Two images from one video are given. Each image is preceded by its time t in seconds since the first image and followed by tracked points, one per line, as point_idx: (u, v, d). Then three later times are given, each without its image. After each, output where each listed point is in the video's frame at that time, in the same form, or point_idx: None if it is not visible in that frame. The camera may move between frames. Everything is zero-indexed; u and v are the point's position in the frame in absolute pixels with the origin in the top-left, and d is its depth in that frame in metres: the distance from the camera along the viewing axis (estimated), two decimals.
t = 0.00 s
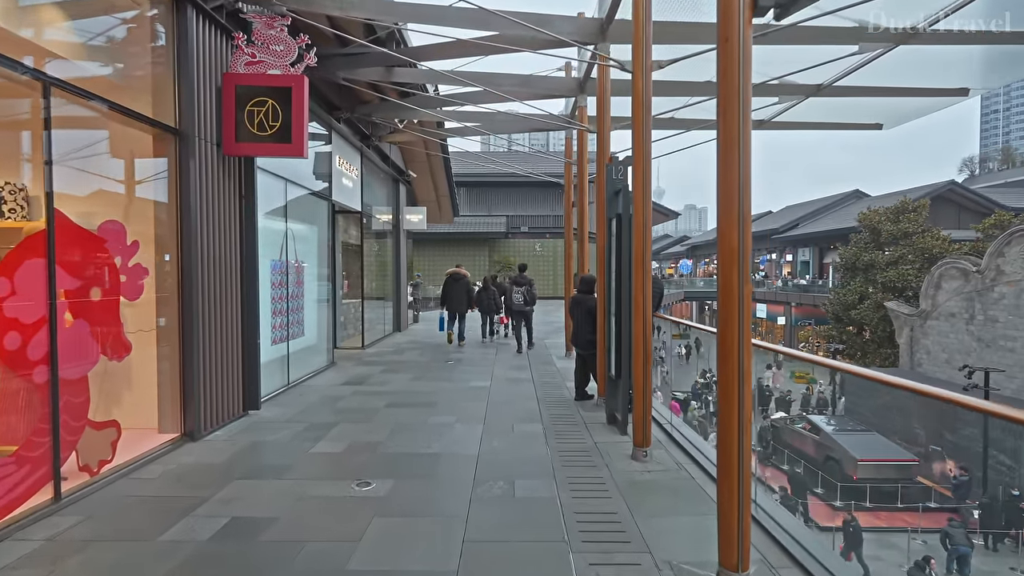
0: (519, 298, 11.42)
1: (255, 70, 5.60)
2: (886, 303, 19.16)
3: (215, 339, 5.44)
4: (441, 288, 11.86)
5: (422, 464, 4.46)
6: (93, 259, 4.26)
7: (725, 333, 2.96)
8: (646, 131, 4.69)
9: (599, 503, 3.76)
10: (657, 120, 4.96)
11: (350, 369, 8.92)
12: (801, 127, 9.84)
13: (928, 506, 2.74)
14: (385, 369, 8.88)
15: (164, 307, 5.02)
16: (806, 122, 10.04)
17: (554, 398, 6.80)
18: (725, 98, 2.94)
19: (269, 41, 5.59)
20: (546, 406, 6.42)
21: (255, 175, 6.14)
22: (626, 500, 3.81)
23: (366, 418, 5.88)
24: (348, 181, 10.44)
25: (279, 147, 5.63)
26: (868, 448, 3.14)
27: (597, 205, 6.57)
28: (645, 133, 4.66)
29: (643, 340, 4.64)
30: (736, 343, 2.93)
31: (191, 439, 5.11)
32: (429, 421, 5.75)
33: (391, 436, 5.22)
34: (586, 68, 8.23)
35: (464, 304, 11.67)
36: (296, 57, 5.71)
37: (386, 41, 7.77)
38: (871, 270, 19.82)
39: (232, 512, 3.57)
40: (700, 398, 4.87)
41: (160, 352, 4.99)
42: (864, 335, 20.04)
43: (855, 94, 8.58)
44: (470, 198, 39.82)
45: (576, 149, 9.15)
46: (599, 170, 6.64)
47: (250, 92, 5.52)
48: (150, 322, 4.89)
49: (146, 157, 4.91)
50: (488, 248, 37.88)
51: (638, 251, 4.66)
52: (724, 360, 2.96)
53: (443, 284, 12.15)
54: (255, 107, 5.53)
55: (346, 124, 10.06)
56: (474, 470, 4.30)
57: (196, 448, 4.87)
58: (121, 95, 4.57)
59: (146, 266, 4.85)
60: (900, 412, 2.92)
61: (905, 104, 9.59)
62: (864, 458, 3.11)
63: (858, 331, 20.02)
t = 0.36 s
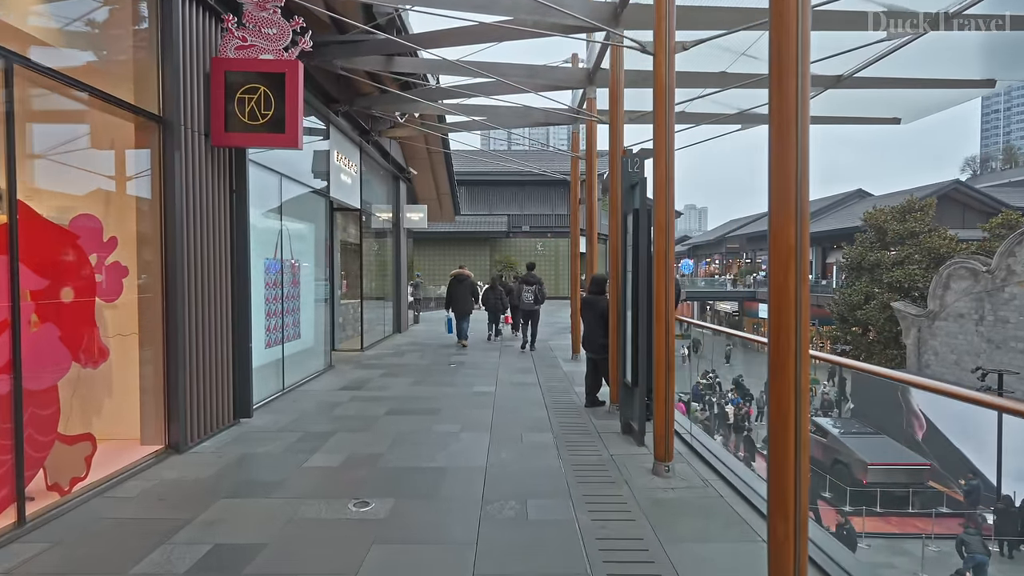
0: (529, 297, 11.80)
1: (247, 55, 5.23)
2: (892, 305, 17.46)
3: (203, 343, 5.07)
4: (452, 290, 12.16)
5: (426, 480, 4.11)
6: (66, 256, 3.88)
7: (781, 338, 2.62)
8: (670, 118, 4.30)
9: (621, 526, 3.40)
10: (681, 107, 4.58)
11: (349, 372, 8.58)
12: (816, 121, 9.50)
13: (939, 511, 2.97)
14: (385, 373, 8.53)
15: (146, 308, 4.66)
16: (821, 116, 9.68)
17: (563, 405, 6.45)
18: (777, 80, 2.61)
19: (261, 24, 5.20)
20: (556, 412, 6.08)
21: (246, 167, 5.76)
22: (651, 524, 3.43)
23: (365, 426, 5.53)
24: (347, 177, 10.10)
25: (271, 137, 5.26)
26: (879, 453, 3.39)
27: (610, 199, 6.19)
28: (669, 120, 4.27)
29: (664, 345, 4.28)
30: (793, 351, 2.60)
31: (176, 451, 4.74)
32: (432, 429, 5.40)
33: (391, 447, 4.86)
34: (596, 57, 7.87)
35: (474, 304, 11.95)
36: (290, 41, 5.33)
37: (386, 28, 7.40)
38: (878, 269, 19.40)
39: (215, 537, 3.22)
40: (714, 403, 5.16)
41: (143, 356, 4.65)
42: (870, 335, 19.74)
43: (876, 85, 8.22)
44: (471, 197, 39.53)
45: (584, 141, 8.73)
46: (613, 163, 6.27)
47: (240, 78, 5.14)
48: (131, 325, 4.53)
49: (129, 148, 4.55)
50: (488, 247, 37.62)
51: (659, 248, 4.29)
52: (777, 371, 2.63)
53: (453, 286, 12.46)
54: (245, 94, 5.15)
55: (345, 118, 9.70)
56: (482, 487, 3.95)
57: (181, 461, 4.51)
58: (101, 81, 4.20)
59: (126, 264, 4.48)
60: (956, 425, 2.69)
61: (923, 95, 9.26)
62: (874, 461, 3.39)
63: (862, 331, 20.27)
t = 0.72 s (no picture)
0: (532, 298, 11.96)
1: (230, 38, 4.86)
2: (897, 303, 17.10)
3: (185, 348, 4.71)
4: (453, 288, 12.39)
5: (422, 499, 3.75)
6: (23, 254, 3.49)
7: (843, 347, 2.30)
8: (691, 100, 3.93)
9: (643, 555, 3.02)
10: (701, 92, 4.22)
11: (343, 376, 8.21)
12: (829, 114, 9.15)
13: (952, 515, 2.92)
14: (381, 376, 8.17)
15: (120, 311, 4.30)
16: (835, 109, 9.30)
17: (569, 411, 6.09)
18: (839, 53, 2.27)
19: (247, 4, 4.88)
20: (562, 420, 5.71)
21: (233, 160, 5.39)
22: (675, 553, 3.05)
23: (358, 435, 5.17)
24: (343, 174, 9.73)
25: (257, 126, 4.89)
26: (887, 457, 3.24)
27: (619, 195, 5.82)
28: (690, 104, 3.90)
29: (683, 350, 3.91)
30: (857, 360, 2.28)
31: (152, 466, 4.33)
32: (429, 440, 5.03)
33: (386, 460, 4.50)
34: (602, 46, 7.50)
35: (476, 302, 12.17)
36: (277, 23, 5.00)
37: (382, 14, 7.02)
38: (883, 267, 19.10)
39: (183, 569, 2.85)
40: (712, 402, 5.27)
41: (116, 362, 4.30)
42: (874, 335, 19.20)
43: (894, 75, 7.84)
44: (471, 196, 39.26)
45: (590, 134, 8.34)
46: (622, 157, 5.91)
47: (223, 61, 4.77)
48: (101, 329, 4.17)
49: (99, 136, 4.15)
50: (488, 247, 37.38)
51: (678, 245, 3.92)
52: (841, 383, 2.31)
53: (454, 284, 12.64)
54: (229, 79, 4.78)
55: (339, 112, 9.34)
56: (484, 508, 3.57)
57: (157, 476, 4.14)
58: (70, 64, 3.81)
59: (94, 262, 4.09)
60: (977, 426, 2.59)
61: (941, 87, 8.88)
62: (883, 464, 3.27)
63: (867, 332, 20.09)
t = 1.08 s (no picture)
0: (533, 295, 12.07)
1: (205, 18, 4.47)
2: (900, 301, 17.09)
3: (154, 358, 4.31)
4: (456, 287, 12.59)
5: (412, 527, 3.36)
6: None
7: (928, 366, 1.91)
8: (710, 82, 3.54)
9: None
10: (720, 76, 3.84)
11: (336, 382, 7.83)
12: (844, 108, 8.72)
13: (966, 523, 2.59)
14: (374, 382, 7.78)
15: (79, 319, 3.90)
16: (850, 103, 8.86)
17: (573, 422, 5.69)
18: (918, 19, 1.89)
19: None
20: (565, 432, 5.33)
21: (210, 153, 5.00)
22: None
23: (346, 450, 4.77)
24: (336, 171, 9.33)
25: (233, 114, 4.50)
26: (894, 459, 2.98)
27: (627, 190, 5.44)
28: (709, 86, 3.51)
29: (703, 361, 3.53)
30: (946, 382, 1.90)
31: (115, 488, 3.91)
32: (422, 455, 4.64)
33: (373, 479, 4.10)
34: (607, 33, 7.09)
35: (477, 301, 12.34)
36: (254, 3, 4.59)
37: None
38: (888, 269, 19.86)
39: None
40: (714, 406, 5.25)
41: (75, 375, 3.90)
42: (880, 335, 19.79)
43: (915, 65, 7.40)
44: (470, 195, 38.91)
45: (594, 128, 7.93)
46: (630, 149, 5.53)
47: (194, 44, 4.37)
48: (59, 337, 3.85)
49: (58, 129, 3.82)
50: (488, 246, 37.07)
51: (697, 244, 3.53)
52: (927, 411, 1.92)
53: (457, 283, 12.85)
54: (202, 63, 4.38)
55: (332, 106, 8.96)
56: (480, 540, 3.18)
57: (120, 499, 3.75)
58: (32, 48, 3.53)
59: (49, 265, 3.78)
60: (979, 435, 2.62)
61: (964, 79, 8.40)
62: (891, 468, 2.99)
63: (872, 332, 20.10)
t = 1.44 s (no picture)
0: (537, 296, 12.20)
1: None
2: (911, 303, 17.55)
3: (121, 363, 3.94)
4: (459, 285, 12.61)
5: (402, 555, 2.98)
6: None
7: None
8: (735, 55, 3.20)
9: None
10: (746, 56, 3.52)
11: (328, 386, 7.48)
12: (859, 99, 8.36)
13: (967, 528, 2.81)
14: (368, 386, 7.42)
15: (33, 322, 3.53)
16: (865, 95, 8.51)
17: (578, 431, 5.32)
18: None
19: None
20: (570, 442, 4.97)
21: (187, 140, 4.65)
22: None
23: (333, 463, 4.39)
24: (329, 166, 8.96)
25: (209, 97, 4.14)
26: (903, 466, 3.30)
27: (635, 183, 5.08)
28: (735, 59, 3.18)
29: (729, 369, 3.16)
30: None
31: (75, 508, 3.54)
32: (416, 468, 4.29)
33: (361, 498, 3.72)
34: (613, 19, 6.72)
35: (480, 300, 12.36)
36: None
37: None
38: (893, 268, 19.82)
39: None
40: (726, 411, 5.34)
41: (30, 383, 3.53)
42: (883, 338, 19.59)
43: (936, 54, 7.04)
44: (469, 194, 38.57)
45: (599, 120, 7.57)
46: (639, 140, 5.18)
47: (163, 20, 4.02)
48: (9, 341, 3.44)
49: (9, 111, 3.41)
50: (488, 246, 36.76)
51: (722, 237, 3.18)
52: None
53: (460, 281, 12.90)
54: (174, 41, 4.03)
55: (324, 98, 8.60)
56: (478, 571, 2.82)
57: (79, 522, 3.37)
58: None
59: None
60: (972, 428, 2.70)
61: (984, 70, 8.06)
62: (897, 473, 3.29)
63: (875, 333, 19.87)
